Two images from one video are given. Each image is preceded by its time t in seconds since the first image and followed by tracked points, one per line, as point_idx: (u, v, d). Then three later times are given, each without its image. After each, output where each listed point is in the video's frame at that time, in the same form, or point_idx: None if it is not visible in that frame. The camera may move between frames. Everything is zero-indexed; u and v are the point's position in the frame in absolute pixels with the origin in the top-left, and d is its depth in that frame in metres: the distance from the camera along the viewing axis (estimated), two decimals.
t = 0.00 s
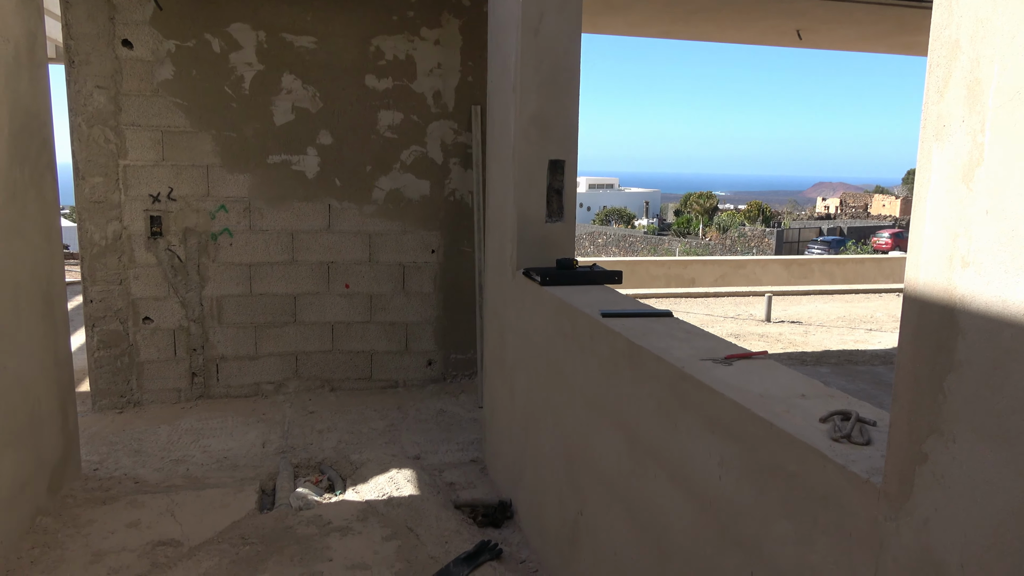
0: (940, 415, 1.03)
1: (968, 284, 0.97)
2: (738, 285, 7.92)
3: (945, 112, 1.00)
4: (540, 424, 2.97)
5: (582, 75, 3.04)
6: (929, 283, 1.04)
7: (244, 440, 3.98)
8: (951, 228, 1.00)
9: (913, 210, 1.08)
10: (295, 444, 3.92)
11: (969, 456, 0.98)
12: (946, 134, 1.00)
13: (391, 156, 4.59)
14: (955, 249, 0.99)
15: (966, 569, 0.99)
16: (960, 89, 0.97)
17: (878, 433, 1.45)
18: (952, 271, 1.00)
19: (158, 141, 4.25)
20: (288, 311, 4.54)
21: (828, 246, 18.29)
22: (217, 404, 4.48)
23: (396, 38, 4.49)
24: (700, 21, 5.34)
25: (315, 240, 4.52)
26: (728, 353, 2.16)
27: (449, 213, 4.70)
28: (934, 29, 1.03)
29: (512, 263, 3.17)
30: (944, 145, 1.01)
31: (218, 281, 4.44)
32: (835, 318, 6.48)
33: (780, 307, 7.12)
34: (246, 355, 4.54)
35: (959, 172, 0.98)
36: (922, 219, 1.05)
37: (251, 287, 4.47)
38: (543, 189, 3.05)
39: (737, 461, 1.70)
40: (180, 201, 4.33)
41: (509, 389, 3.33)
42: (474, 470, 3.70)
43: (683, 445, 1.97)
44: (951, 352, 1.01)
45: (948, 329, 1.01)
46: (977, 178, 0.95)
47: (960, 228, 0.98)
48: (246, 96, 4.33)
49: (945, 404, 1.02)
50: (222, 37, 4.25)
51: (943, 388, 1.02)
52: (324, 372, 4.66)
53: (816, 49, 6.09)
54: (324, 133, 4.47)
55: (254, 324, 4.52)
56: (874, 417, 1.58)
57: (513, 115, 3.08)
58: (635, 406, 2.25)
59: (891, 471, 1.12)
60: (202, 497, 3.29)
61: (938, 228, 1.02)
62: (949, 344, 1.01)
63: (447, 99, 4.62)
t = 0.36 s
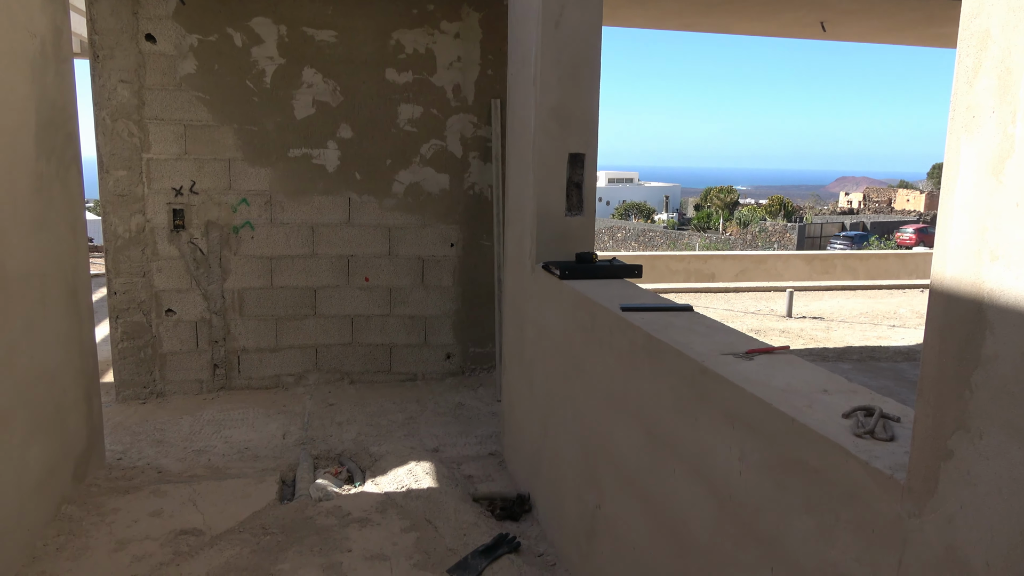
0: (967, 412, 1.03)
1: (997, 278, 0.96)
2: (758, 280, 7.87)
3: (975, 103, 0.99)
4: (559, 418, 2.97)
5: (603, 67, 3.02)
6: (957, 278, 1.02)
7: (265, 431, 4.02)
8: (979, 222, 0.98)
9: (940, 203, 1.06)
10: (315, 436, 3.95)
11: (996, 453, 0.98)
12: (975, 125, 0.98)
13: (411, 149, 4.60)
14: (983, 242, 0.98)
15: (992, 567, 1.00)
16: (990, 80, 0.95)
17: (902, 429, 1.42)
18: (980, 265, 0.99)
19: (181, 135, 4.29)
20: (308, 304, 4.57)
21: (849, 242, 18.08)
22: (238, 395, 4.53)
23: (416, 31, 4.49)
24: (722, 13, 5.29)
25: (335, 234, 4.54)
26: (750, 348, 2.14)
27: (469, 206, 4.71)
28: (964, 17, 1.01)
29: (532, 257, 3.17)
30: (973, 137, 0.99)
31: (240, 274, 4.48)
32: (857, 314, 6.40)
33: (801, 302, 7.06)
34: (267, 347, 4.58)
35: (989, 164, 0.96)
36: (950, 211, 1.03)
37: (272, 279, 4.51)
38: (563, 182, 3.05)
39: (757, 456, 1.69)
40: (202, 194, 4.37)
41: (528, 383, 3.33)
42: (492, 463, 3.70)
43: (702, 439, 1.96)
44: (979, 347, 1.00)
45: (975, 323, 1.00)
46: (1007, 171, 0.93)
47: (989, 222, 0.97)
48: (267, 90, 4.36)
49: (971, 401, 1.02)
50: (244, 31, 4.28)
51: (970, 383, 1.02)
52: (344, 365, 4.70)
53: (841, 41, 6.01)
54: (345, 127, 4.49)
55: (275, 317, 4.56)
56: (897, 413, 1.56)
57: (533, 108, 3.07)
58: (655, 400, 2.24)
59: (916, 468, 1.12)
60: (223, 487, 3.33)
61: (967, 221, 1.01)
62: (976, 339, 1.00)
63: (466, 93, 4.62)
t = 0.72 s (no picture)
0: (991, 410, 1.02)
1: (1023, 274, 0.95)
2: (777, 277, 7.82)
3: (1004, 95, 0.97)
4: (576, 413, 2.96)
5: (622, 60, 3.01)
6: (982, 273, 1.01)
7: (284, 423, 4.05)
8: (1005, 217, 0.97)
9: (966, 197, 1.05)
10: (333, 428, 3.98)
11: (1019, 450, 0.97)
12: (1003, 118, 0.97)
13: (429, 143, 4.61)
14: (1009, 237, 0.97)
15: (1016, 565, 0.99)
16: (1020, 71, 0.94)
17: (925, 427, 1.40)
18: (1006, 261, 0.97)
19: (202, 128, 4.33)
20: (327, 297, 4.60)
21: (870, 240, 17.90)
22: (257, 387, 4.57)
23: (435, 25, 4.50)
24: (744, 7, 5.26)
25: (354, 228, 4.57)
26: (769, 344, 2.12)
27: (486, 201, 4.71)
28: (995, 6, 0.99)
29: (550, 251, 3.16)
30: (1001, 130, 0.98)
31: (259, 266, 4.51)
32: (877, 311, 6.34)
33: (821, 299, 6.99)
34: (285, 340, 4.62)
35: (1018, 157, 0.95)
36: (976, 206, 1.02)
37: (291, 272, 4.54)
38: (582, 177, 3.04)
39: (777, 452, 1.67)
40: (223, 187, 4.41)
41: (545, 377, 3.32)
42: (508, 457, 3.71)
43: (720, 435, 1.95)
44: (1005, 343, 0.99)
45: (1001, 319, 0.99)
46: None
47: (1016, 217, 0.95)
48: (287, 84, 4.38)
49: (995, 399, 1.01)
50: (265, 26, 4.30)
51: (995, 380, 1.01)
52: (361, 358, 4.72)
53: (864, 34, 5.94)
54: (363, 121, 4.51)
55: (294, 310, 4.59)
56: (919, 410, 1.54)
57: (552, 102, 3.06)
58: (673, 395, 2.23)
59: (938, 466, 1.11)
60: (242, 478, 3.36)
61: (994, 216, 0.99)
62: (1003, 335, 0.99)
63: (485, 87, 4.62)
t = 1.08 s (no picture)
0: (1018, 406, 1.02)
1: None
2: (798, 273, 7.75)
3: None
4: (594, 408, 2.96)
5: (642, 53, 2.99)
6: (1011, 268, 1.00)
7: (303, 415, 4.08)
8: None
9: (994, 192, 1.04)
10: (351, 421, 4.00)
11: None
12: None
13: (448, 138, 4.61)
14: None
15: None
16: None
17: (949, 424, 1.38)
18: None
19: (223, 123, 4.36)
20: (345, 291, 4.63)
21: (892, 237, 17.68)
22: (277, 380, 4.61)
23: (454, 20, 4.50)
24: None
25: (372, 222, 4.59)
26: (790, 339, 2.10)
27: (505, 196, 4.71)
28: None
29: (568, 245, 3.15)
30: None
31: (279, 260, 4.54)
32: (900, 308, 6.26)
33: (842, 296, 6.92)
34: (304, 333, 4.65)
35: None
36: (1005, 200, 1.01)
37: (310, 266, 4.57)
38: (601, 171, 3.03)
39: (797, 448, 1.66)
40: (243, 181, 4.44)
41: (563, 372, 3.32)
42: (525, 452, 3.71)
43: (740, 430, 1.93)
44: None
45: None
46: None
47: None
48: (307, 78, 4.40)
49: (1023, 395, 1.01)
50: (285, 21, 4.32)
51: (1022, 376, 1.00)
52: (379, 352, 4.75)
53: (888, 27, 5.86)
54: (382, 115, 4.52)
55: (313, 303, 4.62)
56: (944, 407, 1.52)
57: (571, 95, 3.05)
58: (692, 390, 2.21)
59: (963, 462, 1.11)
60: (262, 469, 3.39)
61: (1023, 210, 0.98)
62: None
63: (504, 82, 4.61)
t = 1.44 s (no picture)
0: None
1: None
2: (824, 270, 7.67)
3: None
4: (617, 403, 2.95)
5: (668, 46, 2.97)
6: None
7: (327, 407, 4.12)
8: None
9: None
10: (374, 413, 4.03)
11: None
12: None
13: (471, 133, 4.62)
14: None
15: None
16: None
17: (981, 423, 1.36)
18: None
19: (249, 117, 4.40)
20: (369, 285, 4.66)
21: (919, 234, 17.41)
22: (301, 372, 4.66)
23: (479, 14, 4.49)
24: None
25: (396, 216, 4.61)
26: (817, 336, 2.08)
27: (528, 190, 4.71)
28: None
29: (591, 240, 3.14)
30: None
31: (304, 254, 4.58)
32: (928, 306, 6.17)
33: (869, 293, 6.83)
34: (328, 326, 4.69)
35: None
36: None
37: (334, 260, 4.61)
38: (626, 165, 3.02)
39: (823, 445, 1.64)
40: (269, 175, 4.48)
41: (586, 367, 3.31)
42: (547, 446, 3.71)
43: (765, 427, 1.91)
44: None
45: None
46: None
47: None
48: (332, 73, 4.43)
49: None
50: (310, 15, 4.35)
51: None
52: (402, 345, 4.78)
53: (920, 20, 5.76)
54: (407, 110, 4.53)
55: (337, 296, 4.65)
56: (975, 405, 1.49)
57: (596, 88, 3.04)
58: (716, 386, 2.20)
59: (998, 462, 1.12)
60: (287, 460, 3.43)
61: None
62: None
63: (528, 76, 4.61)
